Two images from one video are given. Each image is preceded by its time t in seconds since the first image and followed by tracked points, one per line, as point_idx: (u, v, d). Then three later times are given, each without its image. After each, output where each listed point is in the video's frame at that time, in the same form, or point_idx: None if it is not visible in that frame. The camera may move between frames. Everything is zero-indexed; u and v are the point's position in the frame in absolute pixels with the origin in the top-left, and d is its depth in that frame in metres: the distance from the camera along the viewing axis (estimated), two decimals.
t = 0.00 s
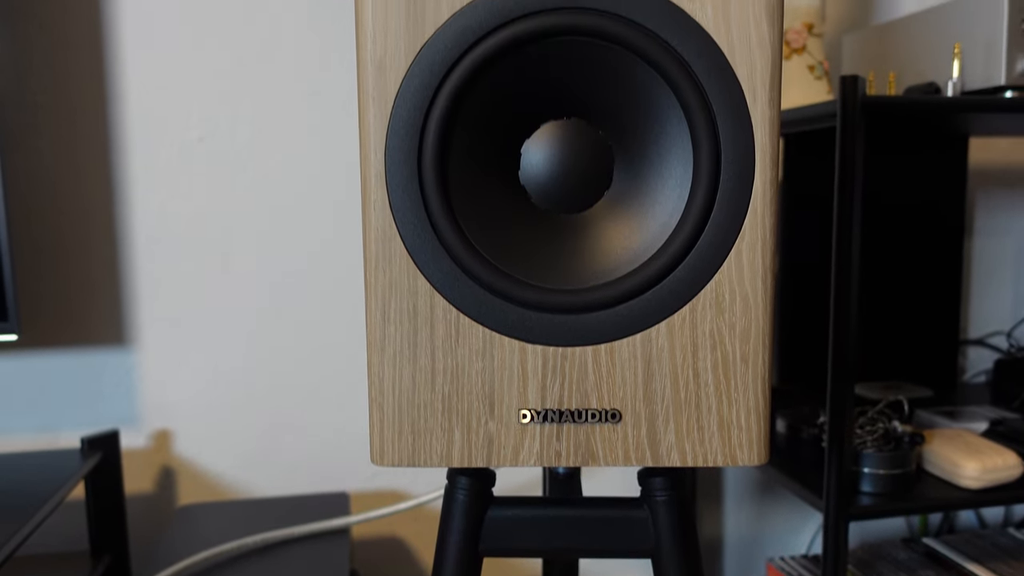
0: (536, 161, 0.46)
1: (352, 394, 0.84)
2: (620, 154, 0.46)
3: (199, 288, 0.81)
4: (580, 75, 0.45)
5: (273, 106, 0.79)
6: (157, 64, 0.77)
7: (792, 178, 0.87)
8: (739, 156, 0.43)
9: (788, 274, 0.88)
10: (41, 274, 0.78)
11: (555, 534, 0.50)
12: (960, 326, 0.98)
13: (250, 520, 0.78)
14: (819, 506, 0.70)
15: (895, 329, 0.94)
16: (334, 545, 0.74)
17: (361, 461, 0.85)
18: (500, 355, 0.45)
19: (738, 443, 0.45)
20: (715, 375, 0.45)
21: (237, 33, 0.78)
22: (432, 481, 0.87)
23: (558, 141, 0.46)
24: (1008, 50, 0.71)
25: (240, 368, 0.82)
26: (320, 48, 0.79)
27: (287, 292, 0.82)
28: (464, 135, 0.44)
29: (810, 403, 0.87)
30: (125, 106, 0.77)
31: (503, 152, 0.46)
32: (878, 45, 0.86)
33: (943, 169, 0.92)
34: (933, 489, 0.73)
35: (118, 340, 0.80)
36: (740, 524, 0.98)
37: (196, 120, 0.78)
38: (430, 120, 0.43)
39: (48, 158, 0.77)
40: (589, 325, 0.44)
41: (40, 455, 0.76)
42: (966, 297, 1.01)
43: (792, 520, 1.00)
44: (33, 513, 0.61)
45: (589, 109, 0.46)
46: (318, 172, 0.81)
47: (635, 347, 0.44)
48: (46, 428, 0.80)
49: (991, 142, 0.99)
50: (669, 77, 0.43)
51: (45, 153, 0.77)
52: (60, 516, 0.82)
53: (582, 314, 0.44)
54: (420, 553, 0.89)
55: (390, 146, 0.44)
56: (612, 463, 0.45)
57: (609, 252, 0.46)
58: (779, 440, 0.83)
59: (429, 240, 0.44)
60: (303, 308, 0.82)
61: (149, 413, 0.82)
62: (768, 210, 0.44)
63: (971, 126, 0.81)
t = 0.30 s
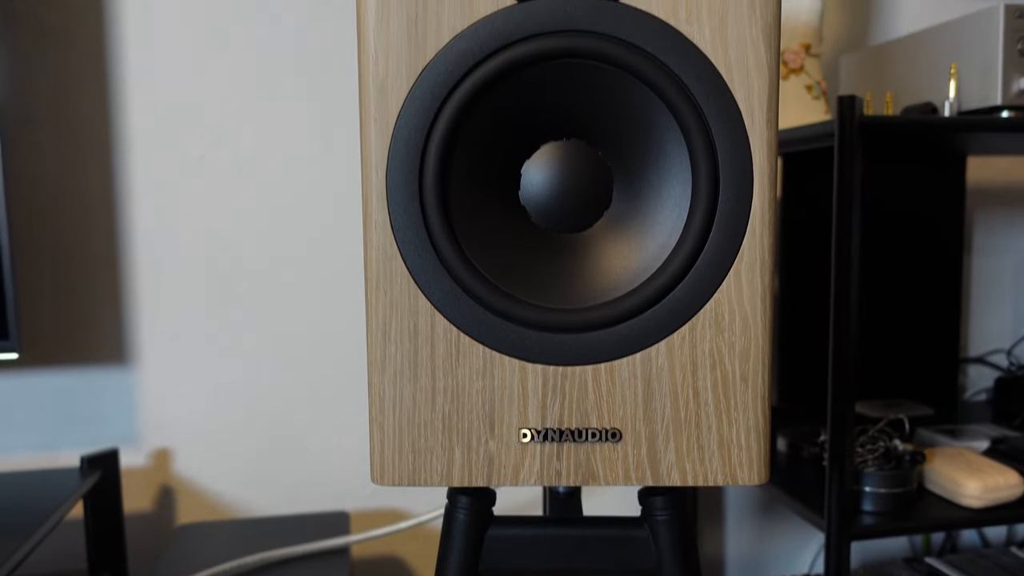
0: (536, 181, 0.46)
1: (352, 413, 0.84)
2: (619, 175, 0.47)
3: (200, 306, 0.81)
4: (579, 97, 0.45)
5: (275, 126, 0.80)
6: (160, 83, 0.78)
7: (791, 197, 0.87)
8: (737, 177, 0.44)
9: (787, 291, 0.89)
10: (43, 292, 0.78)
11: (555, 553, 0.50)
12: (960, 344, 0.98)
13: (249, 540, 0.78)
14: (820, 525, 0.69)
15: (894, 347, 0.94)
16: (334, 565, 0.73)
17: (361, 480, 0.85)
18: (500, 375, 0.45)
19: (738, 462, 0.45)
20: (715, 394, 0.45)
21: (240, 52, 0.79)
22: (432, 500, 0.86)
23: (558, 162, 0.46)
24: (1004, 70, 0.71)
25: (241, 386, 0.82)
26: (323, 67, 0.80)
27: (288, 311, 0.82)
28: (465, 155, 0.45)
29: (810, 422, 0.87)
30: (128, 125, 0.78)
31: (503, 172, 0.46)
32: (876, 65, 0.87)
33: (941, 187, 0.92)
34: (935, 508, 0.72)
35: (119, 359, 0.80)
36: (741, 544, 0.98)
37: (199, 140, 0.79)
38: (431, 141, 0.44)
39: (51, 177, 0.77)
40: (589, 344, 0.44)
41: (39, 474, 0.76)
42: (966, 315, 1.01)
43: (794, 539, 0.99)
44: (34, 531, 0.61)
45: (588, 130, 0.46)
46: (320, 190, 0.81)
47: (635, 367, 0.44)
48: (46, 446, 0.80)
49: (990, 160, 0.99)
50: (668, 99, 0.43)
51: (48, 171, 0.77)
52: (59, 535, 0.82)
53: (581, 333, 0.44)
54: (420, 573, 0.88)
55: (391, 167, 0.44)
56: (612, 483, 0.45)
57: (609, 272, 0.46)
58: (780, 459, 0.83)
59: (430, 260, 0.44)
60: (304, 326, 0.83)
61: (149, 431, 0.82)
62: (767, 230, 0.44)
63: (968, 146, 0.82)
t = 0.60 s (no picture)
0: (536, 200, 0.46)
1: (352, 430, 0.84)
2: (619, 194, 0.47)
3: (201, 322, 0.81)
4: (579, 117, 0.46)
5: (277, 143, 0.80)
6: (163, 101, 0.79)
7: (789, 215, 0.88)
8: (736, 196, 0.44)
9: (787, 309, 0.89)
10: (44, 309, 0.78)
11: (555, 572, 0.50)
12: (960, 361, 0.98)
13: (248, 558, 0.78)
14: (822, 543, 0.69)
15: (895, 364, 0.94)
16: None
17: (361, 497, 0.85)
18: (500, 393, 0.45)
19: (739, 480, 0.45)
20: (715, 412, 0.45)
21: (241, 71, 0.79)
22: (432, 518, 0.86)
23: (558, 181, 0.46)
24: (1000, 89, 0.72)
25: (241, 403, 0.82)
26: (324, 86, 0.81)
27: (289, 329, 0.82)
28: (466, 174, 0.45)
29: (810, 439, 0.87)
30: (130, 144, 0.79)
31: (504, 191, 0.46)
32: (874, 84, 0.88)
33: (940, 204, 0.93)
34: (937, 526, 0.72)
35: (119, 376, 0.80)
36: (743, 562, 0.97)
37: (201, 157, 0.80)
38: (432, 161, 0.44)
39: (53, 194, 0.78)
40: (590, 362, 0.45)
41: (38, 491, 0.76)
42: (966, 331, 1.01)
43: (796, 557, 0.99)
44: (32, 549, 0.61)
45: (588, 149, 0.47)
46: (321, 208, 0.82)
47: (635, 385, 0.45)
48: (45, 463, 0.80)
49: (988, 179, 1.00)
50: (667, 119, 0.44)
51: (50, 190, 0.78)
52: (57, 553, 0.81)
53: (581, 351, 0.45)
54: None
55: (392, 186, 0.44)
56: (612, 501, 0.45)
57: (609, 291, 0.46)
58: (781, 476, 0.83)
59: (431, 278, 0.45)
60: (303, 344, 0.83)
61: (149, 448, 0.81)
62: (765, 248, 0.45)
63: (966, 163, 0.82)
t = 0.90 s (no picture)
0: (537, 219, 0.47)
1: (352, 448, 0.84)
2: (619, 212, 0.47)
3: (201, 339, 0.81)
4: (579, 136, 0.46)
5: (278, 162, 0.81)
6: (166, 120, 0.79)
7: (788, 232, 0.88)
8: (734, 215, 0.44)
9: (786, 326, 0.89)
10: (45, 327, 0.79)
11: None
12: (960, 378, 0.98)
13: None
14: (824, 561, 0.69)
15: (895, 381, 0.94)
16: None
17: (361, 515, 0.85)
18: (501, 411, 0.45)
19: (739, 498, 0.45)
20: (715, 430, 0.45)
21: (243, 91, 0.80)
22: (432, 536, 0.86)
23: (557, 200, 0.47)
24: (997, 107, 0.72)
25: (241, 420, 0.82)
26: (325, 105, 0.81)
27: (289, 347, 0.82)
28: (466, 193, 0.46)
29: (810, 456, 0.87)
30: (133, 163, 0.79)
31: (504, 209, 0.47)
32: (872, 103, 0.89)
33: (938, 221, 0.93)
34: (939, 544, 0.72)
35: (119, 393, 0.80)
36: None
37: (203, 175, 0.80)
38: (433, 180, 0.44)
39: (55, 211, 0.78)
40: (590, 379, 0.45)
41: (38, 509, 0.75)
42: (965, 348, 1.01)
43: None
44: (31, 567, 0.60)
45: (588, 168, 0.47)
46: (322, 226, 0.82)
47: (635, 403, 0.45)
48: (45, 481, 0.80)
49: (985, 196, 1.00)
50: (665, 138, 0.44)
51: (53, 208, 0.78)
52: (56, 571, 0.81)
53: (582, 369, 0.45)
54: None
55: (393, 204, 0.45)
56: (613, 518, 0.45)
57: (609, 308, 0.46)
58: (783, 493, 0.83)
59: (431, 296, 0.45)
60: (304, 362, 0.83)
61: (148, 466, 0.81)
62: (764, 266, 0.45)
63: (964, 181, 0.82)
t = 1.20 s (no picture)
0: (537, 235, 0.47)
1: (351, 463, 0.84)
2: (618, 229, 0.48)
3: (202, 354, 0.81)
4: (579, 153, 0.46)
5: (280, 179, 0.81)
6: (168, 137, 0.80)
7: (787, 248, 0.89)
8: (734, 232, 0.45)
9: (786, 341, 0.89)
10: (45, 343, 0.79)
11: None
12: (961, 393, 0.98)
13: None
14: None
15: (895, 397, 0.94)
16: None
17: (360, 531, 0.84)
18: (501, 427, 0.45)
19: (739, 514, 0.45)
20: (715, 446, 0.45)
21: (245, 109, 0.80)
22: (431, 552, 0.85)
23: (557, 216, 0.47)
24: (994, 122, 0.73)
25: (241, 436, 0.82)
26: (327, 121, 0.82)
27: (290, 362, 0.82)
28: (466, 209, 0.46)
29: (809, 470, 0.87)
30: (135, 179, 0.79)
31: (504, 226, 0.47)
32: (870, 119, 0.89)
33: (937, 236, 0.93)
34: (941, 561, 0.71)
35: (119, 408, 0.80)
36: None
37: (205, 192, 0.80)
38: (434, 197, 0.45)
39: (57, 227, 0.78)
40: (590, 395, 0.45)
41: (36, 526, 0.75)
42: (965, 364, 1.01)
43: None
44: None
45: (587, 185, 0.47)
46: (323, 242, 0.82)
47: (635, 419, 0.45)
48: (43, 496, 0.80)
49: (984, 212, 1.01)
50: (664, 155, 0.45)
51: (54, 224, 0.78)
52: None
53: (582, 385, 0.45)
54: None
55: (394, 221, 0.45)
56: (613, 535, 0.45)
57: (609, 324, 0.47)
58: (784, 509, 0.82)
59: (432, 312, 0.45)
60: (304, 377, 0.83)
61: (148, 482, 0.81)
62: (763, 282, 0.45)
63: (962, 196, 0.83)
